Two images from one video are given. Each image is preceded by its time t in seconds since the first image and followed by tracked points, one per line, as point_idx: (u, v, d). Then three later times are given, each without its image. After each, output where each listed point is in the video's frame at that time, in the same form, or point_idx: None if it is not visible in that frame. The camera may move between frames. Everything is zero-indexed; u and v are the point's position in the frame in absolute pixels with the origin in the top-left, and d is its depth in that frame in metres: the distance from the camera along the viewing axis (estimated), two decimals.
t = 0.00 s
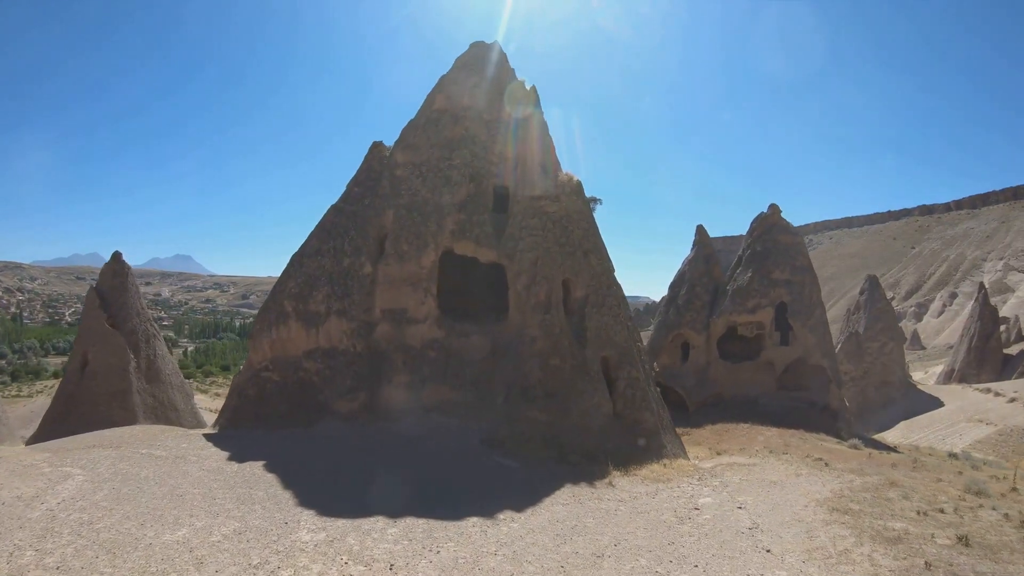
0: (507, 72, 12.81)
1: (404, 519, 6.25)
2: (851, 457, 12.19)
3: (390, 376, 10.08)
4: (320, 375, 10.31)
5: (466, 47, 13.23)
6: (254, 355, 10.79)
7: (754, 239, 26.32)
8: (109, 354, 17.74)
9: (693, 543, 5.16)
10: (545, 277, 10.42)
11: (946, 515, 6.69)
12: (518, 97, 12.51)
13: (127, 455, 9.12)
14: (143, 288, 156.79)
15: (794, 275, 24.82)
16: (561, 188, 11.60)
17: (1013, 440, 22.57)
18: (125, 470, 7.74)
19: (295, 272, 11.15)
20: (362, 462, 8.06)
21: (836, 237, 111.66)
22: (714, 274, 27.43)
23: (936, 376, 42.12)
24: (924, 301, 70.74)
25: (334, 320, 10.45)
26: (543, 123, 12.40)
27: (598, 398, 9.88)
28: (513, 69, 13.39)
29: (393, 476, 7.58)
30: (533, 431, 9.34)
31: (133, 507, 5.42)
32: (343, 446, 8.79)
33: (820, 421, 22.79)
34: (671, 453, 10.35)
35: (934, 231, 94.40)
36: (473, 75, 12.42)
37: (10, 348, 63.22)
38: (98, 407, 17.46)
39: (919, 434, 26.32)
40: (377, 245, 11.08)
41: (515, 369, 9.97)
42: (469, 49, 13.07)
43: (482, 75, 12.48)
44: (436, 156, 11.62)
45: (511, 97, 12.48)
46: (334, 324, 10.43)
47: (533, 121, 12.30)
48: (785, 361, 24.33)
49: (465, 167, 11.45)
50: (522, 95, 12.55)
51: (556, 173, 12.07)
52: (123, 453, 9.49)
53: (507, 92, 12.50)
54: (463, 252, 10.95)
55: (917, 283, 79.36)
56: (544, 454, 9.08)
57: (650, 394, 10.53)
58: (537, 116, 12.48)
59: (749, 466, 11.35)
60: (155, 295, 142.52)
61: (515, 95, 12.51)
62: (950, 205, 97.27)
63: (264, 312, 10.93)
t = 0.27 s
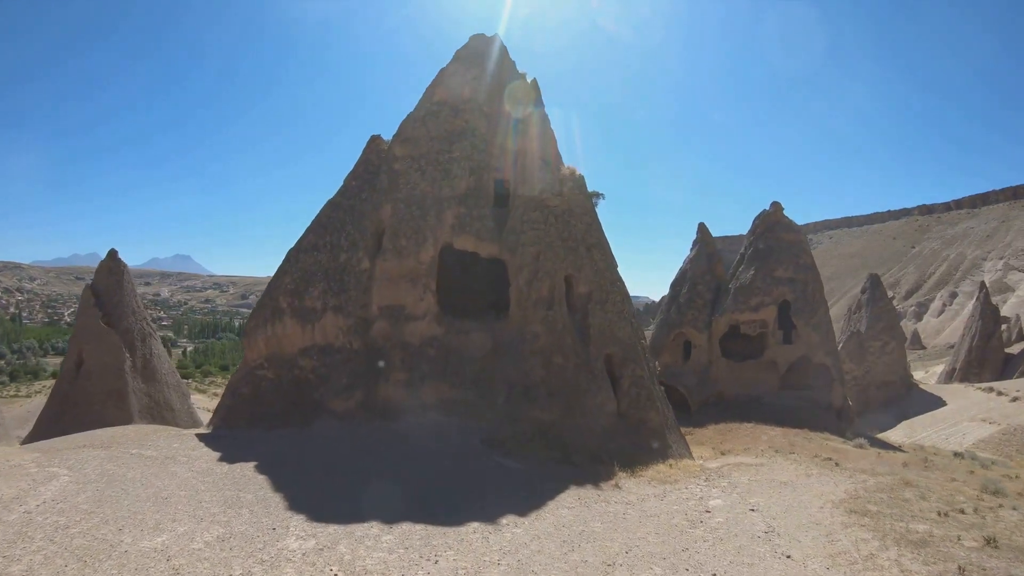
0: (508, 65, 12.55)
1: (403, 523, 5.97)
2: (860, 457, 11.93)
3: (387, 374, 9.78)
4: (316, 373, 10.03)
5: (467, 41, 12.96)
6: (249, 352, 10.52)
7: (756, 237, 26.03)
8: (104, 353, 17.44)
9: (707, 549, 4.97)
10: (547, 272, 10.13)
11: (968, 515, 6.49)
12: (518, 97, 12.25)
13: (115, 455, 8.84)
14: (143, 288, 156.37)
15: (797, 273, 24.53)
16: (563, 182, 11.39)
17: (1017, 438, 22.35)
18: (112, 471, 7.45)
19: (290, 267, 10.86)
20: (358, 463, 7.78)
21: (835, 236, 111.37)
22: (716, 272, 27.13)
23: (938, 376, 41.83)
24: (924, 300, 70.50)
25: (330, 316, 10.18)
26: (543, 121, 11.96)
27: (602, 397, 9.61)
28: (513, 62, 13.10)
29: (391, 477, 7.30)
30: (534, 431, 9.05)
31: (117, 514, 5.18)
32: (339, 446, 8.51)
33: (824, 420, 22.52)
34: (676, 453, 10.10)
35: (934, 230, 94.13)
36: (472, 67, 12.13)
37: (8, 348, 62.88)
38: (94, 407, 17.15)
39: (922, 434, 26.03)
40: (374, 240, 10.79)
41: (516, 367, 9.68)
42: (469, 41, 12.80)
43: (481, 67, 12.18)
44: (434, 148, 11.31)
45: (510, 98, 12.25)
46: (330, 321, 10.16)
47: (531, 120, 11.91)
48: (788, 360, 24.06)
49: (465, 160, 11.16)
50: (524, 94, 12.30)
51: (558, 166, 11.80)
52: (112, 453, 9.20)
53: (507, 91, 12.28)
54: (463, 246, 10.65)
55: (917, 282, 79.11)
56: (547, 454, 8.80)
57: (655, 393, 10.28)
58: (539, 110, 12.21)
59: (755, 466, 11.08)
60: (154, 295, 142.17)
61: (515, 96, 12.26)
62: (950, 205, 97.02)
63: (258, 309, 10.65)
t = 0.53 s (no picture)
0: (509, 58, 12.27)
1: (401, 529, 5.70)
2: (869, 458, 11.68)
3: (386, 373, 9.50)
4: (312, 371, 9.76)
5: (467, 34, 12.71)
6: (244, 351, 10.25)
7: (759, 235, 25.76)
8: (99, 352, 17.12)
9: (725, 556, 4.78)
10: (550, 268, 9.87)
11: (989, 516, 6.30)
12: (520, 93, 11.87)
13: (104, 456, 8.56)
14: (143, 288, 156.07)
15: (800, 272, 24.27)
16: (566, 177, 11.17)
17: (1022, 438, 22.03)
18: (100, 472, 7.19)
19: (287, 264, 10.59)
20: (355, 464, 7.50)
21: (835, 236, 111.09)
22: (718, 270, 26.86)
23: (939, 376, 41.57)
24: (925, 300, 70.27)
25: (327, 313, 9.90)
26: (544, 123, 11.59)
27: (607, 396, 9.36)
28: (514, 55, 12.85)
29: (388, 479, 7.01)
30: (538, 432, 8.78)
31: (102, 524, 4.94)
32: (336, 447, 8.23)
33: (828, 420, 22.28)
34: (682, 453, 9.85)
35: (934, 230, 93.89)
36: (473, 60, 11.88)
37: (8, 348, 62.63)
38: (89, 407, 16.84)
39: (925, 434, 25.74)
40: (373, 235, 10.52)
41: (518, 365, 9.40)
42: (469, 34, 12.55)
43: (482, 59, 11.93)
44: (434, 142, 11.05)
45: (512, 94, 11.85)
46: (327, 318, 9.88)
47: (533, 119, 11.53)
48: (791, 360, 23.82)
49: (466, 154, 10.90)
50: (526, 93, 11.98)
51: (561, 161, 11.55)
52: (101, 453, 8.93)
53: (509, 86, 11.89)
54: (463, 241, 10.37)
55: (917, 282, 78.87)
56: (550, 455, 8.53)
57: (660, 392, 10.04)
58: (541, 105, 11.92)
59: (762, 467, 10.85)
60: (154, 294, 141.89)
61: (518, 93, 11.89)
62: (950, 205, 96.83)
63: (254, 306, 10.39)
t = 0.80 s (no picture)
0: (511, 50, 11.99)
1: (398, 535, 5.43)
2: (879, 458, 11.44)
3: (383, 371, 9.22)
4: (308, 370, 9.48)
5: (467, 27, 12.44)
6: (239, 349, 9.98)
7: (762, 233, 25.49)
8: (95, 352, 16.79)
9: (744, 564, 4.58)
10: (553, 263, 9.61)
11: (1013, 518, 6.10)
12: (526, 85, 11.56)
13: (92, 457, 8.30)
14: (142, 288, 155.51)
15: (803, 270, 24.00)
16: (569, 171, 10.90)
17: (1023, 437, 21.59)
18: (87, 473, 6.92)
19: (283, 260, 10.33)
20: (350, 465, 7.22)
21: (835, 235, 110.85)
22: (720, 269, 26.59)
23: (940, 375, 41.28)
24: (925, 299, 70.02)
25: (323, 310, 9.62)
26: (545, 124, 11.25)
27: (612, 394, 9.10)
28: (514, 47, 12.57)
29: (384, 481, 6.73)
30: (542, 432, 8.51)
31: (84, 534, 4.71)
32: (331, 447, 7.96)
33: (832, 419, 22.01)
34: (688, 454, 9.61)
35: (934, 230, 93.66)
36: (473, 51, 11.61)
37: (7, 348, 62.26)
38: (84, 407, 16.51)
39: (927, 433, 25.41)
40: (371, 230, 10.26)
41: (520, 363, 9.14)
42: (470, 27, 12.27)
43: (483, 50, 11.66)
44: (434, 134, 10.78)
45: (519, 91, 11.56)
46: (323, 314, 9.61)
47: (534, 120, 11.22)
48: (795, 359, 23.55)
49: (467, 146, 10.63)
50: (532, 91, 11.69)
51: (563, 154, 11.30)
52: (90, 454, 8.66)
53: (515, 81, 11.60)
54: (463, 236, 10.11)
55: (917, 281, 78.62)
56: (555, 456, 8.26)
57: (666, 391, 9.79)
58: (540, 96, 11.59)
59: (770, 467, 10.61)
60: (154, 294, 141.46)
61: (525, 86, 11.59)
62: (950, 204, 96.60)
63: (249, 303, 10.12)
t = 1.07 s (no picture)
0: (513, 42, 11.72)
1: (396, 541, 5.17)
2: (889, 458, 11.23)
3: (381, 370, 8.95)
4: (304, 369, 9.22)
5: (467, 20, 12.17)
6: (234, 347, 9.73)
7: (764, 231, 25.25)
8: (91, 350, 16.44)
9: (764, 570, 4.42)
10: (556, 258, 9.37)
11: None
12: (529, 77, 11.29)
13: (81, 457, 8.05)
14: (142, 288, 155.09)
15: (806, 268, 23.70)
16: (572, 164, 10.64)
17: None
18: (75, 474, 6.68)
19: (279, 255, 10.07)
20: (347, 467, 6.94)
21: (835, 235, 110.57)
22: (723, 267, 26.32)
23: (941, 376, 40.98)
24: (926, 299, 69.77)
25: (320, 306, 9.36)
26: (545, 126, 10.83)
27: (617, 393, 8.87)
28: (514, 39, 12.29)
29: (380, 483, 6.47)
30: (545, 433, 8.25)
31: (69, 544, 4.47)
32: (327, 448, 7.70)
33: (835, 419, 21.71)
34: (695, 455, 9.38)
35: (934, 230, 93.41)
36: (474, 42, 11.35)
37: (6, 349, 61.88)
38: (80, 406, 16.14)
39: (930, 433, 25.10)
40: (369, 225, 10.01)
41: (523, 361, 8.90)
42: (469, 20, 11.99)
43: (483, 42, 11.39)
44: (434, 126, 10.51)
45: (521, 89, 11.18)
46: (320, 311, 9.35)
47: (533, 120, 10.80)
48: (798, 357, 23.10)
49: (468, 139, 10.38)
50: (534, 91, 11.31)
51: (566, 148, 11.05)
52: (80, 454, 8.40)
53: (517, 78, 11.22)
54: (464, 231, 9.87)
55: (918, 281, 78.37)
56: (559, 458, 7.99)
57: (672, 391, 9.57)
58: (542, 89, 11.32)
59: (778, 467, 10.39)
60: (153, 294, 141.06)
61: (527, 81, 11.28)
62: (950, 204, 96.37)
63: (244, 300, 9.87)
